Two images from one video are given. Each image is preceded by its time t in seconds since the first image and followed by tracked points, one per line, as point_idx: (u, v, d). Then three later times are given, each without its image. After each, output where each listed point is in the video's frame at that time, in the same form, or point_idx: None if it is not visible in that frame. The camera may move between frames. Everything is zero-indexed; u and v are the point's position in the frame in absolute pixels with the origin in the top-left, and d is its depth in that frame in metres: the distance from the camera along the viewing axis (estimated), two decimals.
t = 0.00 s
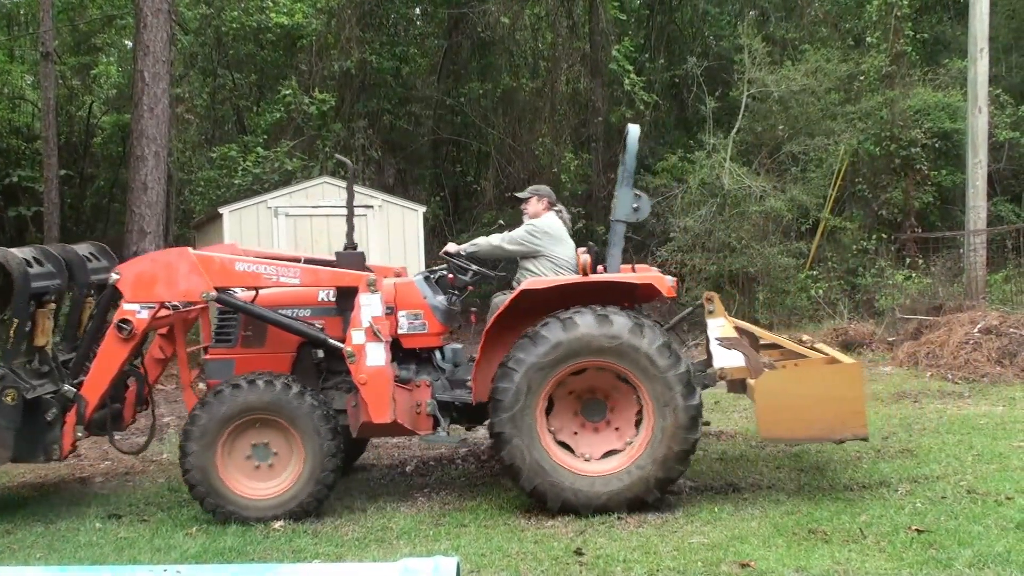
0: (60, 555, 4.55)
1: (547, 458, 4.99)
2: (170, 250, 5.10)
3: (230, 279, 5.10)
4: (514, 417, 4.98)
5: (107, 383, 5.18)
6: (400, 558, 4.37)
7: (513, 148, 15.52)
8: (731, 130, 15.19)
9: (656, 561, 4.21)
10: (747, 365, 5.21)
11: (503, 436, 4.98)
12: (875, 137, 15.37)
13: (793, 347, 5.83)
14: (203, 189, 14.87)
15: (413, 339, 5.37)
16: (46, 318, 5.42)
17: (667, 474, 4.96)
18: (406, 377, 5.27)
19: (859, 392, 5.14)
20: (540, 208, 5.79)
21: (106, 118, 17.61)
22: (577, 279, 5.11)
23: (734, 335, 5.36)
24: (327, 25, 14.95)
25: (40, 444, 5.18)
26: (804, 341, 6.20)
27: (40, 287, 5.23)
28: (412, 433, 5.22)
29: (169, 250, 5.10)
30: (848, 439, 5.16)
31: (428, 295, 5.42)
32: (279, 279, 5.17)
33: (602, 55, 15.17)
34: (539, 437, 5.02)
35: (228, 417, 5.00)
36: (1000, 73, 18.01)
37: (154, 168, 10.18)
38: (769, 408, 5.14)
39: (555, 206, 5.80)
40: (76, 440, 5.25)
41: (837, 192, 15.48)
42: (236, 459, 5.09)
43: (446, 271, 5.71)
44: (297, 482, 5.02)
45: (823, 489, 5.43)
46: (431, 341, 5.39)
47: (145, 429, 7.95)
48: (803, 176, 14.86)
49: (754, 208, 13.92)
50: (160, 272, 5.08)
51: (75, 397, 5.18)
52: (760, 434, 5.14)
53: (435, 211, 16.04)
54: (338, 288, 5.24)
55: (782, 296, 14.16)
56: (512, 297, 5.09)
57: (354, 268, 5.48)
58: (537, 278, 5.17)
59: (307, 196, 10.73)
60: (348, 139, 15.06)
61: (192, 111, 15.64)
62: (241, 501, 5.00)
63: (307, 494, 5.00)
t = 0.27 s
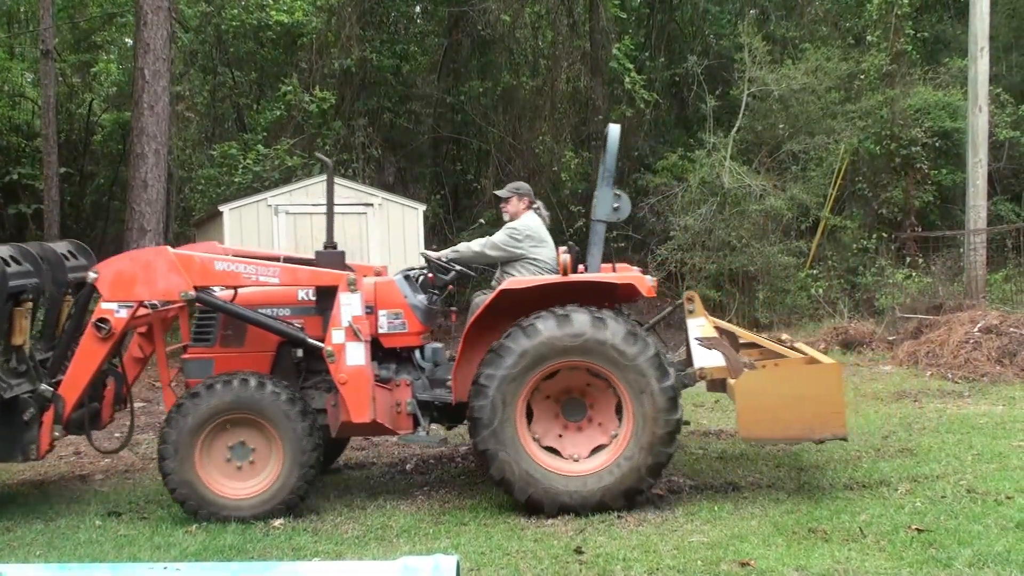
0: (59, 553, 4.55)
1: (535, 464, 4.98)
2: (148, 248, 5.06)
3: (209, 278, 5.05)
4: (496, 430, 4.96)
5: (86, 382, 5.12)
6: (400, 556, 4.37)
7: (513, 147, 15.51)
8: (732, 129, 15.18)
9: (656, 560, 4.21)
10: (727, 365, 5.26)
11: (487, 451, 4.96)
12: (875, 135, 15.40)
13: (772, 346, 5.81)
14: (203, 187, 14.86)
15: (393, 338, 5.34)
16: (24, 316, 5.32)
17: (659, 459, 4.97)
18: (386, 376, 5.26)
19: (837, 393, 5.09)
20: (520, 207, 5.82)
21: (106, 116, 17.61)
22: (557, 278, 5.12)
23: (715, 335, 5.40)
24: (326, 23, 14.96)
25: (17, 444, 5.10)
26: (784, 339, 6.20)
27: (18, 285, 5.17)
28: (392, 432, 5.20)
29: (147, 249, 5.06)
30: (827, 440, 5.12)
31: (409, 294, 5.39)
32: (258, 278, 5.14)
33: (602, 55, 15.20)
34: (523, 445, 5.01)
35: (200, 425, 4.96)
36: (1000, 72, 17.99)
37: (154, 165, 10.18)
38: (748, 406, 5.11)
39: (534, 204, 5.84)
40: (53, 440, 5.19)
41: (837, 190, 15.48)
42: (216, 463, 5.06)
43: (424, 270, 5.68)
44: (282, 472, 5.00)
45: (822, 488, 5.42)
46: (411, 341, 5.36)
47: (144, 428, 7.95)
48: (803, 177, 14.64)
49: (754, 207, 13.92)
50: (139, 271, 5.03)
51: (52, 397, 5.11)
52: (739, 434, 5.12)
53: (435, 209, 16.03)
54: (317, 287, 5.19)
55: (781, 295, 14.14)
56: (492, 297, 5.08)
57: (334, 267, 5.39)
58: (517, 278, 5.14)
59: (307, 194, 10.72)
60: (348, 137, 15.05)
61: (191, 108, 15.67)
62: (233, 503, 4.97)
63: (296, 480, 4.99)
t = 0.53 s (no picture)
0: (59, 550, 4.54)
1: (524, 469, 4.98)
2: (127, 247, 5.04)
3: (189, 276, 5.04)
4: (479, 443, 4.96)
5: (64, 380, 5.09)
6: (400, 554, 4.37)
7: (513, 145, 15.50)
8: (732, 127, 15.18)
9: (657, 558, 4.21)
10: (707, 363, 5.23)
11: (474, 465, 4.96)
12: (875, 134, 15.40)
13: (751, 346, 5.81)
14: (203, 184, 14.85)
15: (373, 337, 5.29)
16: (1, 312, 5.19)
17: (646, 441, 4.97)
18: (365, 374, 5.22)
19: (816, 391, 5.15)
20: (504, 206, 5.79)
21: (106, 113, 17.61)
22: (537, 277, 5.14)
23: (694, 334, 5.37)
24: (327, 21, 14.96)
25: None
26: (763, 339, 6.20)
27: None
28: (372, 430, 5.18)
29: (126, 248, 5.04)
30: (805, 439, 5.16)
31: (389, 293, 5.33)
32: (238, 277, 5.11)
33: (602, 52, 15.36)
34: (508, 452, 5.01)
35: (172, 434, 4.94)
36: (1000, 70, 17.99)
37: (155, 163, 10.17)
38: (729, 404, 5.14)
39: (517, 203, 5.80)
40: (32, 438, 5.14)
41: (838, 189, 15.49)
42: (196, 465, 5.05)
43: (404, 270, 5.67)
44: (264, 460, 4.98)
45: (822, 486, 5.42)
46: (391, 340, 5.31)
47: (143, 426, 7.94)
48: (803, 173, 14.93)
49: (755, 205, 13.91)
50: (118, 269, 5.00)
51: (31, 396, 5.08)
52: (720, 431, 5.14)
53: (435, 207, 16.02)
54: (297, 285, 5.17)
55: (782, 293, 14.11)
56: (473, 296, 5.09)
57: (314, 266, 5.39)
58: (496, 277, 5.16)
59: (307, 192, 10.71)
60: (348, 135, 15.05)
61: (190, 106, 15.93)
62: (225, 502, 4.96)
63: (280, 464, 4.98)
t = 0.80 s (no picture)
0: (60, 548, 4.55)
1: (515, 473, 4.98)
2: (107, 245, 5.06)
3: (168, 276, 5.06)
4: (465, 457, 4.96)
5: (44, 379, 5.11)
6: (400, 552, 4.37)
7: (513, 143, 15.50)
8: (733, 125, 15.18)
9: (657, 556, 4.21)
10: (687, 363, 5.19)
11: (466, 479, 4.96)
12: (876, 133, 15.36)
13: (732, 346, 5.73)
14: (204, 183, 14.84)
15: (354, 336, 5.28)
16: None
17: (629, 420, 4.98)
18: (346, 374, 5.23)
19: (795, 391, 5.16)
20: (492, 206, 5.77)
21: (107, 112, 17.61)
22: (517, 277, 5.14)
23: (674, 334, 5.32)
24: (328, 19, 14.93)
25: None
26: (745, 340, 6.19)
27: None
28: (353, 430, 5.17)
29: (106, 246, 5.05)
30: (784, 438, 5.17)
31: (369, 292, 5.32)
32: (217, 276, 5.12)
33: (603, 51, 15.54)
34: (495, 458, 5.01)
35: (147, 447, 4.94)
36: (1002, 68, 17.98)
37: (155, 161, 10.17)
38: (707, 405, 5.15)
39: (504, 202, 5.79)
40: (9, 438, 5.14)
41: (839, 187, 15.49)
42: (178, 467, 5.05)
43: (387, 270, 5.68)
44: (243, 448, 4.98)
45: (824, 485, 5.42)
46: (372, 339, 5.31)
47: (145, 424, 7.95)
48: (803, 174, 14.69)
49: (756, 204, 13.91)
50: (97, 269, 5.02)
51: (11, 394, 5.09)
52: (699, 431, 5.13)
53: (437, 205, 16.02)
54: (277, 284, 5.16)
55: (783, 292, 14.05)
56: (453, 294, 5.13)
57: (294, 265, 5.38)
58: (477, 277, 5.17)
59: (308, 190, 10.71)
60: (349, 133, 15.04)
61: (191, 104, 16.08)
62: (219, 497, 4.96)
63: (262, 446, 4.97)
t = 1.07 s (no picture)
0: (61, 546, 4.55)
1: (508, 475, 4.98)
2: (86, 245, 5.02)
3: (147, 275, 5.04)
4: (454, 470, 4.95)
5: (22, 380, 5.05)
6: (402, 550, 4.37)
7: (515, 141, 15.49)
8: (735, 124, 15.18)
9: (659, 554, 4.21)
10: (668, 362, 5.24)
11: (460, 491, 4.95)
12: (878, 131, 15.40)
13: (713, 346, 5.82)
14: (206, 180, 14.83)
15: (334, 335, 5.29)
16: None
17: (609, 400, 4.97)
18: (326, 374, 5.25)
19: (775, 390, 5.17)
20: (478, 207, 5.74)
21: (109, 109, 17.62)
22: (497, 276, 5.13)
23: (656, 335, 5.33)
24: (330, 17, 14.99)
25: None
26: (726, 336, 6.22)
27: None
28: (333, 429, 5.21)
29: (84, 246, 5.01)
30: (766, 437, 5.18)
31: (350, 292, 5.33)
32: (197, 275, 5.12)
33: (604, 49, 15.56)
34: (484, 465, 5.00)
35: (126, 463, 4.93)
36: (1003, 67, 17.99)
37: (157, 160, 10.17)
38: (687, 404, 5.16)
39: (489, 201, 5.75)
40: None
41: (840, 187, 15.55)
42: (161, 469, 5.05)
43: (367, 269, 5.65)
44: (219, 434, 4.97)
45: (825, 483, 5.42)
46: (353, 338, 5.31)
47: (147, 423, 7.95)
48: (807, 171, 14.85)
49: (758, 202, 13.89)
50: (76, 268, 4.98)
51: None
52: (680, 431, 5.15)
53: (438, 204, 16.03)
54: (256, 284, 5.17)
55: (784, 291, 14.02)
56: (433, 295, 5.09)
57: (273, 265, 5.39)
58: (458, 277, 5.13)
59: (309, 188, 10.70)
60: (350, 132, 15.04)
61: (193, 103, 15.95)
62: (211, 491, 4.96)
63: (240, 429, 4.96)
